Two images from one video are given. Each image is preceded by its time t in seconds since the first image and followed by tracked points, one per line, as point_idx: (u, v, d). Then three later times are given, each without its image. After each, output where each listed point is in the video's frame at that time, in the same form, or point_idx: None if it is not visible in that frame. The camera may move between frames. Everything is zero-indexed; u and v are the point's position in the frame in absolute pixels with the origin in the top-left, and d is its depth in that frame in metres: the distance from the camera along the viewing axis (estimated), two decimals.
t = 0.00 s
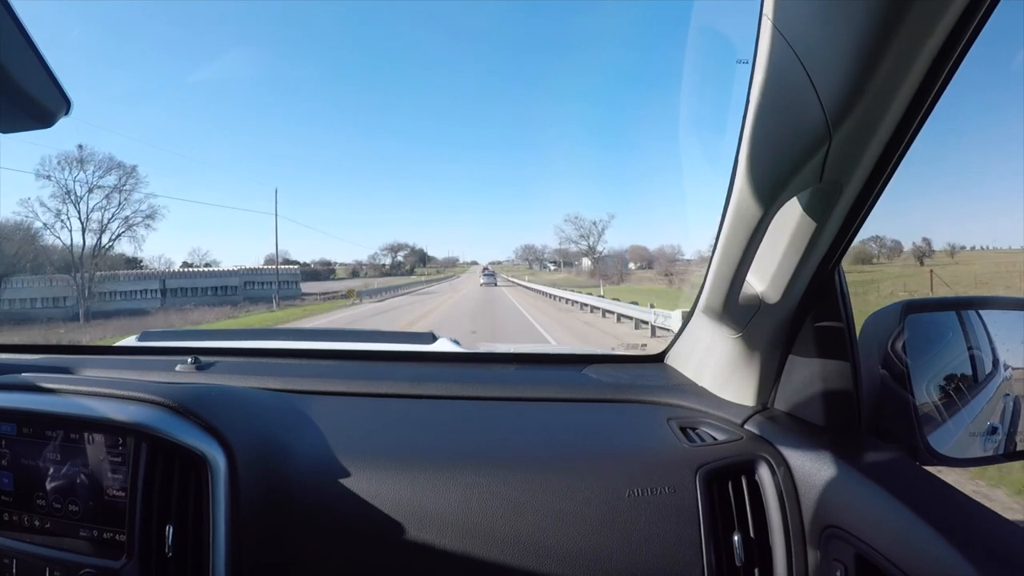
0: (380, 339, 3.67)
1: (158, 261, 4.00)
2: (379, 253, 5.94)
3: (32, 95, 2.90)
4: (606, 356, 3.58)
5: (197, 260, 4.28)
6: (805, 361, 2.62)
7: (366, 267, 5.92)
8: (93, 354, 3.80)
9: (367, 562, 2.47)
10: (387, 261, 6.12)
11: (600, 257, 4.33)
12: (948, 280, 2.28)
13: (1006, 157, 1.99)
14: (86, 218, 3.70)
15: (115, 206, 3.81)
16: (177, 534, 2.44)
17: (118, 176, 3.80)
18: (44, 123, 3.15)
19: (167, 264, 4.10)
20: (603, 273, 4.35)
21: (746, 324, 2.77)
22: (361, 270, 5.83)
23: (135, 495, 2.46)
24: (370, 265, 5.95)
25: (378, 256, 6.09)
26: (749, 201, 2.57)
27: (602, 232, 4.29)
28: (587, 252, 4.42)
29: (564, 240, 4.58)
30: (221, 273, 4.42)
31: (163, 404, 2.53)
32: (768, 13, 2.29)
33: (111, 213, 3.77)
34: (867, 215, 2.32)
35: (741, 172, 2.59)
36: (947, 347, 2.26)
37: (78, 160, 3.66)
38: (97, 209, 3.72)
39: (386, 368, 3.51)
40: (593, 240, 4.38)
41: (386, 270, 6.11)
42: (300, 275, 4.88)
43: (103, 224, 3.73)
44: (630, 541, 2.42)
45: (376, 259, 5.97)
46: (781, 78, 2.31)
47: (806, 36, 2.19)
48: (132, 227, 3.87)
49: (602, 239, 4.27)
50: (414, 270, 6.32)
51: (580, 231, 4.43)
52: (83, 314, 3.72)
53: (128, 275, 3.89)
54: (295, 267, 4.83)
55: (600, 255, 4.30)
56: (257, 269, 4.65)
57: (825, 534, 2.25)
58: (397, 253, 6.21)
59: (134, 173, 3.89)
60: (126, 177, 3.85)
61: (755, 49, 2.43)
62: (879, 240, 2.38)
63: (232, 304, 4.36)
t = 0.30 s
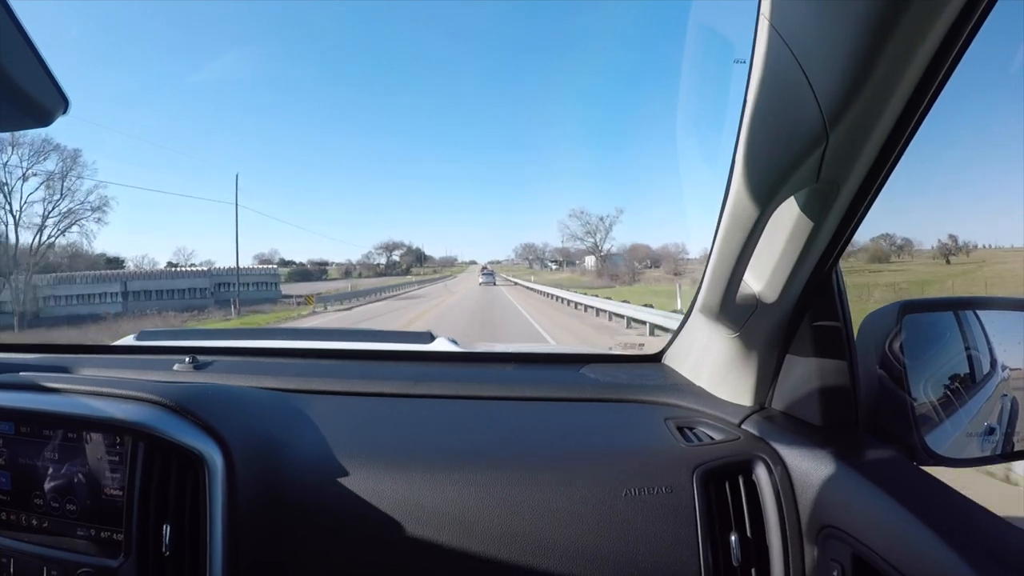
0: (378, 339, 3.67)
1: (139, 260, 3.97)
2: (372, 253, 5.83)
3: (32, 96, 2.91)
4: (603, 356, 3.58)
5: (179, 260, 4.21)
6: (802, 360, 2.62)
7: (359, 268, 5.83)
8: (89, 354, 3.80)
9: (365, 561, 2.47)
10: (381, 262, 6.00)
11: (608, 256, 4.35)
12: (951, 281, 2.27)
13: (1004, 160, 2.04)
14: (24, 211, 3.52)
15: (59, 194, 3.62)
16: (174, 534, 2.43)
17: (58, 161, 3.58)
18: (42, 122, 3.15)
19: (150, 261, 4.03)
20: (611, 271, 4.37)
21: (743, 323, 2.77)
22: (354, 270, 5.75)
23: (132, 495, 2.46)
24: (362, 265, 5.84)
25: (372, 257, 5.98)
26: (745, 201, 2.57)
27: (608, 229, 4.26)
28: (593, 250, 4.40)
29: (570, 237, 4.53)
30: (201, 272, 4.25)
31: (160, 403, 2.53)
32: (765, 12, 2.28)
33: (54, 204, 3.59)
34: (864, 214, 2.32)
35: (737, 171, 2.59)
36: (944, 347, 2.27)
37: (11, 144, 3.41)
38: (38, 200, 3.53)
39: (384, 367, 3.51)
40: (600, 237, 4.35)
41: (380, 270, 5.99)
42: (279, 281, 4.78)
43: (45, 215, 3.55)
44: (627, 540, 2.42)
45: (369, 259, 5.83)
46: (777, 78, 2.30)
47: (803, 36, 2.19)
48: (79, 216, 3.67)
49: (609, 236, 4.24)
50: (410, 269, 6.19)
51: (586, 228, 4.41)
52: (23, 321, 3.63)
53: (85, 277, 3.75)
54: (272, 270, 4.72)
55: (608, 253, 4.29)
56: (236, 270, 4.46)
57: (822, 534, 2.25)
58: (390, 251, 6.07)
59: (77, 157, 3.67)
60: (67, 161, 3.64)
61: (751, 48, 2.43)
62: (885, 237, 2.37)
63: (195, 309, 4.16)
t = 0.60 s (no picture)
0: (375, 335, 3.67)
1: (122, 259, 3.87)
2: (365, 251, 5.62)
3: (28, 93, 2.92)
4: (601, 351, 3.58)
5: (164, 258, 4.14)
6: (800, 354, 2.62)
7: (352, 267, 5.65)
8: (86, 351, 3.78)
9: (362, 556, 2.47)
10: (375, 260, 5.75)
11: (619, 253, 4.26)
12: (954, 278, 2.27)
13: (1001, 154, 2.05)
14: None
15: None
16: (170, 530, 2.43)
17: None
18: (37, 117, 3.15)
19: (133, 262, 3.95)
20: (621, 269, 4.26)
21: (741, 317, 2.77)
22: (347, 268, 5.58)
23: (129, 491, 2.45)
24: (355, 264, 5.67)
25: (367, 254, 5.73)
26: (742, 194, 2.57)
27: (616, 224, 4.21)
28: (601, 246, 4.35)
29: (577, 233, 4.52)
30: (169, 276, 3.98)
31: (157, 399, 2.52)
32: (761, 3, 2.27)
33: None
34: (859, 209, 2.32)
35: (734, 164, 2.59)
36: (942, 342, 2.26)
37: None
38: None
39: (382, 363, 3.51)
40: (608, 232, 4.30)
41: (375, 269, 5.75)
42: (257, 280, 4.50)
43: None
44: (625, 535, 2.41)
45: (362, 257, 5.65)
46: (772, 70, 2.30)
47: (798, 27, 2.18)
48: (9, 208, 3.45)
49: (618, 231, 4.17)
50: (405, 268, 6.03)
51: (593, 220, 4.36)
52: None
53: (32, 280, 3.52)
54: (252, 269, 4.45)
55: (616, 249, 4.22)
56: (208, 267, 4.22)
57: (820, 528, 2.24)
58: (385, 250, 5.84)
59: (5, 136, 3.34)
60: None
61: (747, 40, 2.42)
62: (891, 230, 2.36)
63: (147, 313, 3.99)
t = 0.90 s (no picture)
0: (376, 336, 3.68)
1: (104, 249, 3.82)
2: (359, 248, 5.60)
3: (30, 89, 2.90)
4: (600, 355, 3.59)
5: (146, 252, 4.07)
6: (798, 362, 2.62)
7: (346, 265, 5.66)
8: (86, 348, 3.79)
9: (360, 557, 2.48)
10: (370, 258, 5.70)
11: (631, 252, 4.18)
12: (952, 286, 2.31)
13: (1005, 156, 2.03)
14: None
15: None
16: (169, 528, 2.44)
17: None
18: (40, 115, 3.14)
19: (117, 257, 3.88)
20: (633, 269, 4.18)
21: (739, 326, 2.78)
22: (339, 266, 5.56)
23: (129, 488, 2.46)
24: (348, 261, 5.63)
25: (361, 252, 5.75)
26: (742, 208, 2.58)
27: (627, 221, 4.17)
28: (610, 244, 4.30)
29: (586, 230, 4.51)
30: (118, 271, 3.86)
31: (158, 398, 2.53)
32: (765, 14, 2.27)
33: None
34: (860, 220, 2.32)
35: (734, 176, 2.60)
36: (941, 351, 2.27)
37: None
38: None
39: (382, 364, 3.52)
40: (618, 229, 4.27)
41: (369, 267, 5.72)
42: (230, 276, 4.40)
43: None
44: (622, 539, 2.42)
45: (355, 255, 5.64)
46: (775, 83, 2.30)
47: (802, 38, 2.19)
48: None
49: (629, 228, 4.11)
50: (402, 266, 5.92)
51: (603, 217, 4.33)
52: None
53: None
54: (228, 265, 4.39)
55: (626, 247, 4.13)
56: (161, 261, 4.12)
57: (816, 536, 2.25)
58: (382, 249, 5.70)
59: None
60: None
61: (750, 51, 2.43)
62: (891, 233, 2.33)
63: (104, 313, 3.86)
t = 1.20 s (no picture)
0: (370, 339, 3.69)
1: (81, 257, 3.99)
2: (351, 251, 5.64)
3: (19, 95, 2.89)
4: (595, 355, 3.59)
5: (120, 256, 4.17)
6: (790, 360, 2.62)
7: (337, 267, 5.65)
8: (82, 355, 3.80)
9: (353, 560, 2.47)
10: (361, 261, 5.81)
11: (641, 253, 4.02)
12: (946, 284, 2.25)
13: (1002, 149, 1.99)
14: None
15: None
16: (162, 532, 2.43)
17: None
18: (30, 122, 3.15)
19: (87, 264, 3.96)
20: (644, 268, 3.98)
21: (730, 324, 2.77)
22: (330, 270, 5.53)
23: (122, 493, 2.46)
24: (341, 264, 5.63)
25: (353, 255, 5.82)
26: (728, 204, 2.57)
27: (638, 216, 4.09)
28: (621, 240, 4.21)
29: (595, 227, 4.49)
30: (55, 280, 3.85)
31: (150, 403, 2.53)
32: (746, 12, 2.28)
33: None
34: (847, 216, 2.33)
35: (720, 173, 2.59)
36: (934, 346, 2.25)
37: None
38: None
39: (377, 366, 3.52)
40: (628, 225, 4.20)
41: (361, 269, 5.79)
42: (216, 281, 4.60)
43: None
44: (616, 539, 2.41)
45: (348, 258, 5.70)
46: (759, 80, 2.30)
47: (785, 34, 2.19)
48: None
49: (638, 223, 4.05)
50: (396, 269, 6.08)
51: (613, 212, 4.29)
52: None
53: None
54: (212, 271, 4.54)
55: (634, 242, 4.05)
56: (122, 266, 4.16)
57: (810, 533, 2.25)
58: (373, 250, 5.89)
59: None
60: None
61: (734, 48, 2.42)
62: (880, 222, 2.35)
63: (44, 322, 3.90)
